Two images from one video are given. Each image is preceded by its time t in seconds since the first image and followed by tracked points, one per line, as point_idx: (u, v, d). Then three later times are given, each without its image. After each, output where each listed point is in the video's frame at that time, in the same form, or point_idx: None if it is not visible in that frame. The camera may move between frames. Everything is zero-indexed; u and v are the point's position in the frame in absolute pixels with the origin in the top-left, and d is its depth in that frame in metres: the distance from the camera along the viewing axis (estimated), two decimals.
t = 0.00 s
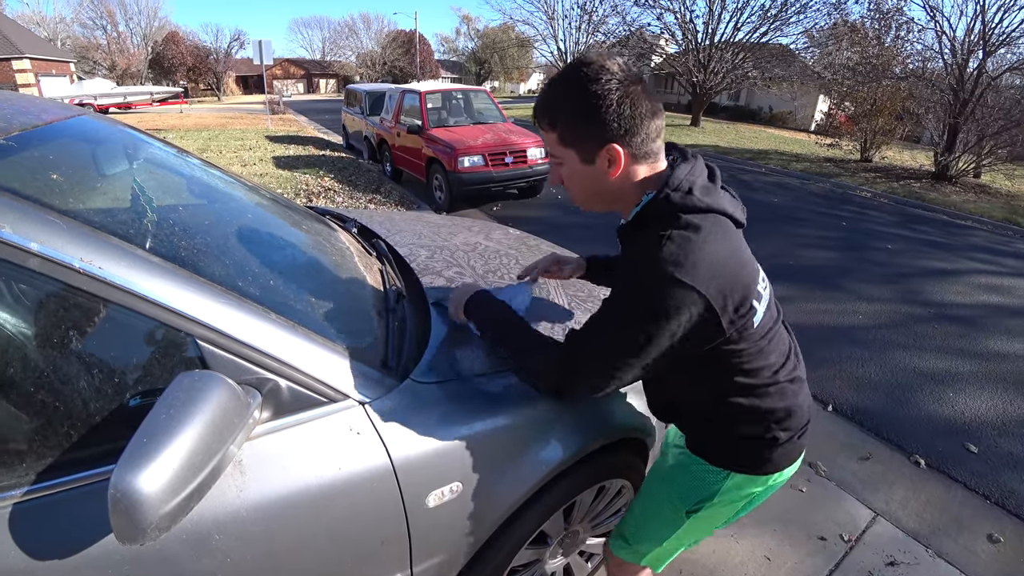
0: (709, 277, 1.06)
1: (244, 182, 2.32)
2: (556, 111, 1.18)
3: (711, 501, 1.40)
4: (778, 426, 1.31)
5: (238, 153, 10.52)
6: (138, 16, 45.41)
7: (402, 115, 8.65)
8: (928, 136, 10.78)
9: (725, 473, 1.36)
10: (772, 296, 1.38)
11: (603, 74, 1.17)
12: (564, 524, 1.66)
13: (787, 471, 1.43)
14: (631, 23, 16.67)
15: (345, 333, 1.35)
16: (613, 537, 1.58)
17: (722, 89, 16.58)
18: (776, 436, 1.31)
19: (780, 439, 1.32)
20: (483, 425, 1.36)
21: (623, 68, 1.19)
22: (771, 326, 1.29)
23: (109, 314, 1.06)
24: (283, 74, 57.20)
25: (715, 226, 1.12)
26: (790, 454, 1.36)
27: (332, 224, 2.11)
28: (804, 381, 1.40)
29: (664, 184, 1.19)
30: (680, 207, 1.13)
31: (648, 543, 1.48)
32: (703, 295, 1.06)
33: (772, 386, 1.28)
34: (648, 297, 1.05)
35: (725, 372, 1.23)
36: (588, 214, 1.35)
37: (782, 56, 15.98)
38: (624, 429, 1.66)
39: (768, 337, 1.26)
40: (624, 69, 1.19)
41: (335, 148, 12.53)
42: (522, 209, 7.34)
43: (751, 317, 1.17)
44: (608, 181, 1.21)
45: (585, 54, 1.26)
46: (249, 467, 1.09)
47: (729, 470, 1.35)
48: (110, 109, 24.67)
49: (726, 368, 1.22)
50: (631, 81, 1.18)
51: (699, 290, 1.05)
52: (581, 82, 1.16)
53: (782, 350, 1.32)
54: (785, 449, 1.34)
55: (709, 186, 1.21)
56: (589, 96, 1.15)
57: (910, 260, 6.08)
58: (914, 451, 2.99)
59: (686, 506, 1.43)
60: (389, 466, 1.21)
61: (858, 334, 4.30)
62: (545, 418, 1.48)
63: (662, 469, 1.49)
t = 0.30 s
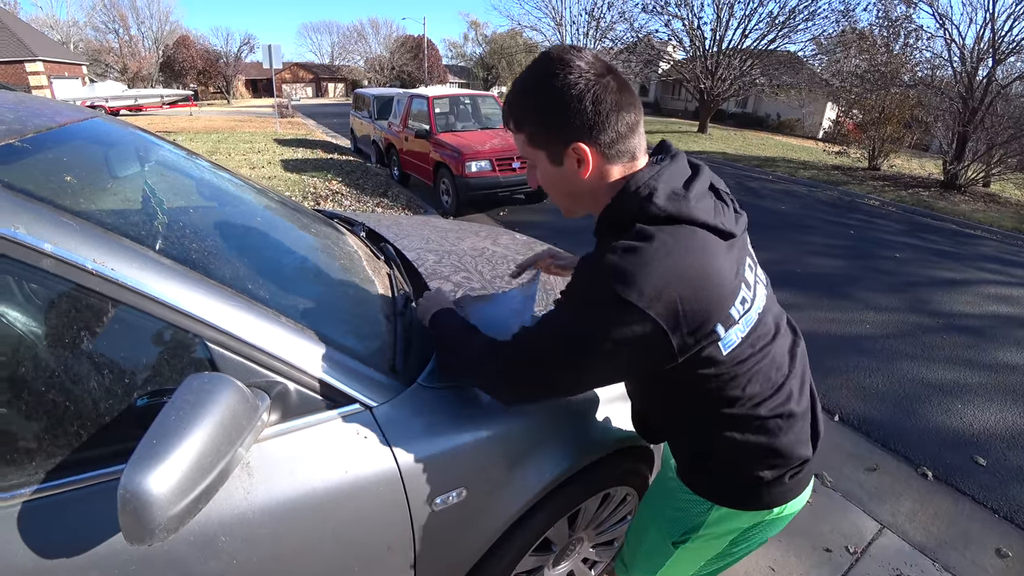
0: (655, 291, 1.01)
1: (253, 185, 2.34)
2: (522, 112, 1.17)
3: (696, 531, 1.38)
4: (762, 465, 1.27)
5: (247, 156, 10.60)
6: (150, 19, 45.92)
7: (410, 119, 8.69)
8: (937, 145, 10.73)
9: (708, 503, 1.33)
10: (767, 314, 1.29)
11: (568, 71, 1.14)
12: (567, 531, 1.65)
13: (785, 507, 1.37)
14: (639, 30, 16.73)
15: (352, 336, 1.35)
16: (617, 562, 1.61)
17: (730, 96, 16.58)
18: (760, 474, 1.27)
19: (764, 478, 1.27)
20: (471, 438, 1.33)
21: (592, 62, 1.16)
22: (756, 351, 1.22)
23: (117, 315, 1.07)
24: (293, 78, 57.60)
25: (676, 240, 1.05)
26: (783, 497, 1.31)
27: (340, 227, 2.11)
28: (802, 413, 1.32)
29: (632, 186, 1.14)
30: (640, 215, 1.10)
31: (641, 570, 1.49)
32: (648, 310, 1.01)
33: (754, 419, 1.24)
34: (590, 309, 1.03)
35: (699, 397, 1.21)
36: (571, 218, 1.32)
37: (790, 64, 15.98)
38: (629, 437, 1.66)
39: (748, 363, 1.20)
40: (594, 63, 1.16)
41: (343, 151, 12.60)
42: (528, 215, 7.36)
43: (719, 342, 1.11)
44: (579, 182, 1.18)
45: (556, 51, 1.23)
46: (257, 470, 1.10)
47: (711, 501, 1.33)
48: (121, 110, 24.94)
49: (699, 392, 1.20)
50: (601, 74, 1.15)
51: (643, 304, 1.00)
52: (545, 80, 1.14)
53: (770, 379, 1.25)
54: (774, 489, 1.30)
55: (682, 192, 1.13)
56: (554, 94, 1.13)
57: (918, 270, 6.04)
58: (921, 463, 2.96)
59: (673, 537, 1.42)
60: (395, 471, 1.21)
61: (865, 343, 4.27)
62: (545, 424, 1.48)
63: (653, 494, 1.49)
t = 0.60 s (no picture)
0: (651, 303, 1.00)
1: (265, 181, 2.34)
2: (526, 113, 1.16)
3: (698, 543, 1.36)
4: (762, 476, 1.26)
5: (257, 151, 10.65)
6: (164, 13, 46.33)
7: (420, 119, 8.71)
8: (948, 158, 10.67)
9: (709, 515, 1.32)
10: (769, 325, 1.28)
11: (574, 72, 1.12)
12: (569, 537, 1.64)
13: (787, 517, 1.36)
14: (651, 36, 16.74)
15: (360, 336, 1.35)
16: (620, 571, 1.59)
17: (740, 104, 16.56)
18: (761, 485, 1.26)
19: (766, 489, 1.26)
20: (472, 441, 1.32)
21: (599, 65, 1.14)
22: (757, 363, 1.21)
23: (126, 307, 1.06)
24: (304, 75, 57.88)
25: (676, 252, 1.04)
26: (785, 508, 1.29)
27: (350, 226, 2.12)
28: (803, 423, 1.31)
29: (635, 192, 1.12)
30: (641, 226, 1.08)
31: None
32: (643, 321, 1.01)
33: (756, 430, 1.23)
34: (584, 318, 1.02)
35: (700, 409, 1.19)
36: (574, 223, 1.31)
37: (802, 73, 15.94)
38: (632, 445, 1.65)
39: (749, 376, 1.19)
40: (604, 64, 1.14)
41: (352, 150, 12.65)
42: (535, 218, 7.36)
43: (719, 357, 1.11)
44: (583, 187, 1.17)
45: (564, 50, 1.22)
46: (263, 469, 1.09)
47: (712, 512, 1.31)
48: (134, 103, 25.17)
49: (700, 405, 1.18)
50: (608, 76, 1.13)
51: (639, 315, 1.00)
52: (552, 81, 1.13)
53: (772, 391, 1.24)
54: (776, 500, 1.28)
55: (688, 202, 1.12)
56: (560, 97, 1.11)
57: (926, 283, 6.00)
58: (925, 478, 2.94)
59: (674, 549, 1.40)
60: (399, 472, 1.21)
61: (871, 356, 4.25)
62: (550, 429, 1.47)
63: (655, 505, 1.47)
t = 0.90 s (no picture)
0: (656, 310, 1.00)
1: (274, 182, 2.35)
2: (521, 124, 1.14)
3: (695, 547, 1.35)
4: (760, 480, 1.25)
5: (265, 151, 10.70)
6: (176, 13, 46.79)
7: (428, 122, 8.74)
8: (956, 168, 10.62)
9: (708, 518, 1.31)
10: (767, 329, 1.27)
11: (569, 79, 1.09)
12: (572, 544, 1.63)
13: (785, 520, 1.35)
14: (660, 42, 16.77)
15: (369, 339, 1.35)
16: None
17: (748, 111, 16.57)
18: (760, 489, 1.25)
19: (764, 493, 1.25)
20: (476, 445, 1.31)
21: (594, 69, 1.11)
22: (755, 368, 1.20)
23: (136, 307, 1.07)
24: (313, 76, 58.21)
25: (677, 258, 1.04)
26: (781, 511, 1.28)
27: (358, 228, 2.13)
28: (801, 426, 1.30)
29: (637, 200, 1.12)
30: (642, 236, 1.08)
31: None
32: (649, 329, 1.00)
33: (754, 433, 1.22)
34: (591, 328, 1.02)
35: (699, 414, 1.20)
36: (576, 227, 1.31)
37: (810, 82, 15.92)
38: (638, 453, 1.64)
39: (748, 381, 1.19)
40: (598, 70, 1.11)
41: (360, 151, 12.70)
42: (542, 222, 7.37)
43: (721, 363, 1.10)
44: (584, 195, 1.16)
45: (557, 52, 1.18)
46: (269, 470, 1.09)
47: (710, 516, 1.30)
48: (144, 101, 25.46)
49: (699, 409, 1.18)
50: (604, 82, 1.10)
51: (646, 323, 1.00)
52: (546, 89, 1.10)
53: (770, 395, 1.24)
54: (773, 503, 1.27)
55: (691, 209, 1.12)
56: (554, 107, 1.09)
57: (934, 294, 5.97)
58: (930, 491, 2.91)
59: (674, 552, 1.39)
60: (405, 476, 1.21)
61: (877, 366, 4.22)
62: (557, 437, 1.47)
63: (653, 507, 1.46)
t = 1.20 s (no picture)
0: (668, 315, 0.99)
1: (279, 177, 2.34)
2: (497, 138, 1.13)
3: (694, 550, 1.34)
4: (760, 482, 1.24)
5: (272, 147, 10.73)
6: (186, 9, 47.03)
7: (435, 120, 8.74)
8: (965, 174, 10.55)
9: (707, 522, 1.29)
10: (766, 330, 1.26)
11: (538, 88, 1.07)
12: (572, 545, 1.61)
13: (783, 523, 1.33)
14: (668, 44, 16.74)
15: (372, 337, 1.35)
16: None
17: (755, 115, 16.51)
18: (760, 492, 1.24)
19: (765, 495, 1.24)
20: (479, 448, 1.30)
21: (564, 76, 1.09)
22: (755, 370, 1.19)
23: (139, 301, 1.06)
24: (321, 72, 58.35)
25: (677, 259, 1.02)
26: (780, 514, 1.26)
27: (363, 225, 2.12)
28: (800, 429, 1.29)
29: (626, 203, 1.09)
30: (638, 236, 1.04)
31: None
32: (666, 337, 0.99)
33: (754, 436, 1.21)
34: (605, 344, 0.99)
35: (696, 417, 1.19)
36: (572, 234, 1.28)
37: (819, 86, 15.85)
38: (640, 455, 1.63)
39: (750, 384, 1.17)
40: (569, 76, 1.09)
41: (366, 149, 12.72)
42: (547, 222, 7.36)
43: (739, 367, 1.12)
44: (568, 203, 1.14)
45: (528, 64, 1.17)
46: (267, 469, 1.08)
47: (709, 520, 1.28)
48: (152, 96, 25.60)
49: (699, 412, 1.17)
50: (574, 87, 1.08)
51: (661, 331, 0.98)
52: (516, 101, 1.09)
53: (769, 397, 1.22)
54: (773, 506, 1.25)
55: (685, 208, 1.09)
56: (524, 118, 1.07)
57: (940, 300, 5.92)
58: (934, 498, 2.89)
59: (673, 556, 1.37)
60: (405, 475, 1.20)
61: (882, 372, 4.19)
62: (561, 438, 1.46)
63: (652, 510, 1.45)
